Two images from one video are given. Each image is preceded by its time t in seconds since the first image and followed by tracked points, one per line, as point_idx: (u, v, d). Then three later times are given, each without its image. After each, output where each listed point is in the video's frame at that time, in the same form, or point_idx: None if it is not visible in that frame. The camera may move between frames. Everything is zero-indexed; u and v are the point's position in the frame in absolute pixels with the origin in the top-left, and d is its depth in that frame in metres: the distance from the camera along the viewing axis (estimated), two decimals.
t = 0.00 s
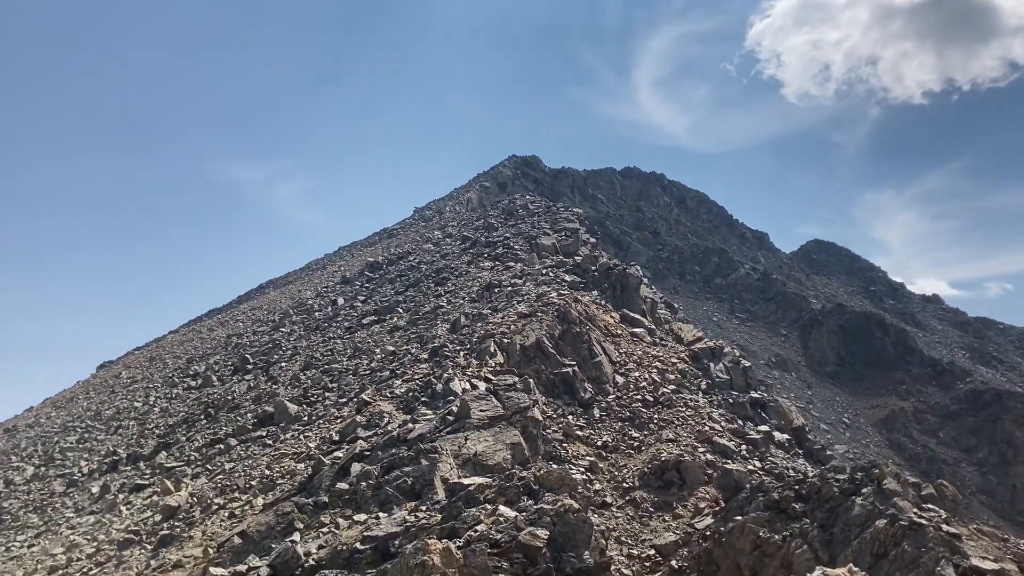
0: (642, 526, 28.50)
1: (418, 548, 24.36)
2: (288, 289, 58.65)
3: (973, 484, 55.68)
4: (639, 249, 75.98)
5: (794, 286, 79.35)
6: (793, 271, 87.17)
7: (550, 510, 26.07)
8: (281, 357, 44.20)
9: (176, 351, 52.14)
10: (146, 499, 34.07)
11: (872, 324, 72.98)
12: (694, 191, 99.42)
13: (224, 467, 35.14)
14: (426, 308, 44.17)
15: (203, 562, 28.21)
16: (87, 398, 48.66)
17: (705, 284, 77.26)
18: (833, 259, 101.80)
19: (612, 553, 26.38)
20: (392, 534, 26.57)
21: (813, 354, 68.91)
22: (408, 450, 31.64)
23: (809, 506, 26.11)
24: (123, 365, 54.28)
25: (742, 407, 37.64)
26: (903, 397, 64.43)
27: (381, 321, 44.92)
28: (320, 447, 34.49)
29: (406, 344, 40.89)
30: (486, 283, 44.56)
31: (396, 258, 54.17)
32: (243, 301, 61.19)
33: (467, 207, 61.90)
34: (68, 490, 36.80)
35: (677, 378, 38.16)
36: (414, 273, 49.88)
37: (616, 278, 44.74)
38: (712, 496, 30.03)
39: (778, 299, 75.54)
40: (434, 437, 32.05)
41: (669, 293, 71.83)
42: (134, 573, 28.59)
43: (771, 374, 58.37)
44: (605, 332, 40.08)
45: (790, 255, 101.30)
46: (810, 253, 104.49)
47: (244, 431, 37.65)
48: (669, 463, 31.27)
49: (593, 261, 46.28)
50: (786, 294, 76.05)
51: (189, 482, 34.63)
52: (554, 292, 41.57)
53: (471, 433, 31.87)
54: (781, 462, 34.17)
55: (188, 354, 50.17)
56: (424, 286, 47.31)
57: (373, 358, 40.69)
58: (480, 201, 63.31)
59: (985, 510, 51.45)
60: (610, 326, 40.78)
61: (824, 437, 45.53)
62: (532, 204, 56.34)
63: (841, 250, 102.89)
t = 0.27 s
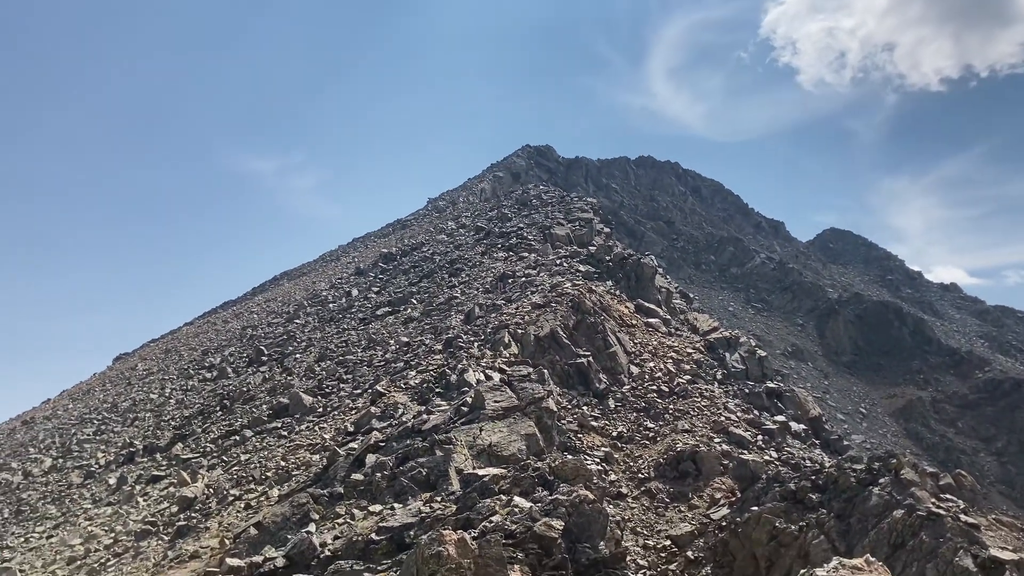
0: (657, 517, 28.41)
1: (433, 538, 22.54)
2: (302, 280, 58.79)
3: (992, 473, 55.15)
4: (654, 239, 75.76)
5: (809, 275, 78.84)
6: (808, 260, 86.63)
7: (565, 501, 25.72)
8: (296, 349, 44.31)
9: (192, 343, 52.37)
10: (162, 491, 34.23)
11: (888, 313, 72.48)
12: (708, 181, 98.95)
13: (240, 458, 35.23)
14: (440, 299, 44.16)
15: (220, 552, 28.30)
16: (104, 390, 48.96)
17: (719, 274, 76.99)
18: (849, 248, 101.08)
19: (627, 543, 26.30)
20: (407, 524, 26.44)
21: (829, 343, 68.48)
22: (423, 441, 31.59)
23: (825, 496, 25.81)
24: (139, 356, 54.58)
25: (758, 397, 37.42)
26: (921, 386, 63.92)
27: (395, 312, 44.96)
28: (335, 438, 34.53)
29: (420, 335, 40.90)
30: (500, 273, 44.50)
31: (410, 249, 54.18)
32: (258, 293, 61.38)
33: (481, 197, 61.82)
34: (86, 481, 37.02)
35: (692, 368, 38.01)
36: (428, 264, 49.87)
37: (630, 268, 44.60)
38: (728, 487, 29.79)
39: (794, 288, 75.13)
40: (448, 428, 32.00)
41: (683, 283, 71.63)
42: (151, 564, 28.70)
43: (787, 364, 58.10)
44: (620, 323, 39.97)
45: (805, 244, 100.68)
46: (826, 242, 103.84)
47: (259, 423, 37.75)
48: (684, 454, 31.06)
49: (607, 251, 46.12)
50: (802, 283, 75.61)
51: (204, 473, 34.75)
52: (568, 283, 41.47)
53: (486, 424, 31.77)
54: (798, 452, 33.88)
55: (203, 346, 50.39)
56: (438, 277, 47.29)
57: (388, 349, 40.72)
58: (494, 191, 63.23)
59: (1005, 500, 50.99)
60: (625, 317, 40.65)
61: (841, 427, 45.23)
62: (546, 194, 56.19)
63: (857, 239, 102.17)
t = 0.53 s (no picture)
0: (674, 508, 28.45)
1: (450, 528, 22.27)
2: (319, 273, 59.17)
3: (1013, 464, 54.73)
4: (670, 230, 75.77)
5: (826, 266, 78.46)
6: (825, 251, 86.22)
7: (582, 492, 25.73)
8: (314, 341, 44.63)
9: (210, 336, 52.80)
10: (182, 482, 34.59)
11: (906, 304, 72.08)
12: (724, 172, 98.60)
13: (259, 449, 35.54)
14: (457, 291, 44.34)
15: (240, 543, 28.59)
16: (124, 382, 49.49)
17: (735, 266, 76.92)
18: (866, 239, 100.42)
19: (644, 535, 26.37)
20: (425, 515, 26.60)
21: (846, 334, 68.19)
22: (439, 432, 31.72)
23: (842, 488, 25.73)
24: (159, 349, 55.11)
25: (775, 388, 37.40)
26: (939, 377, 63.52)
27: (411, 304, 45.17)
28: (352, 430, 34.77)
29: (436, 327, 41.10)
30: (515, 265, 44.61)
31: (426, 241, 54.37)
32: (275, 286, 61.77)
33: (497, 189, 61.92)
34: (107, 473, 37.47)
35: (708, 359, 38.01)
36: (444, 256, 50.06)
37: (646, 260, 44.60)
38: (745, 478, 29.56)
39: (811, 279, 74.88)
40: (465, 419, 32.14)
41: (700, 274, 71.60)
42: (172, 554, 29.04)
43: (803, 355, 58.00)
44: (635, 315, 40.02)
45: (822, 235, 100.18)
46: (843, 233, 103.26)
47: (278, 415, 38.07)
48: (701, 445, 30.97)
49: (623, 243, 46.13)
50: (819, 274, 75.31)
51: (224, 465, 35.09)
52: (584, 274, 41.52)
53: (502, 416, 31.86)
54: (815, 443, 33.63)
55: (221, 338, 50.83)
56: (454, 269, 47.48)
57: (404, 341, 40.96)
58: (509, 183, 63.34)
59: None
60: (640, 309, 40.69)
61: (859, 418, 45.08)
62: (562, 185, 56.22)
63: (874, 230, 101.53)
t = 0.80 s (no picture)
0: (692, 501, 28.39)
1: (468, 519, 20.76)
2: (337, 266, 59.46)
3: None
4: (688, 222, 75.79)
5: (844, 257, 77.97)
6: (844, 243, 85.69)
7: (600, 485, 25.78)
8: (331, 334, 44.88)
9: (229, 329, 53.20)
10: (202, 474, 34.91)
11: (926, 296, 71.58)
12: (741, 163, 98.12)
13: (278, 442, 35.79)
14: (474, 284, 44.46)
15: (260, 534, 28.82)
16: (144, 375, 49.97)
17: (753, 258, 76.79)
18: (885, 231, 99.69)
19: (662, 527, 26.32)
20: (443, 508, 26.70)
21: (865, 326, 67.78)
22: (457, 425, 31.85)
23: (861, 481, 25.57)
24: (178, 342, 55.58)
25: (793, 381, 37.28)
26: (959, 369, 63.00)
27: (427, 298, 45.34)
28: (370, 423, 34.94)
29: (453, 320, 41.23)
30: (532, 258, 44.65)
31: (443, 234, 54.50)
32: (293, 279, 62.13)
33: (514, 182, 61.94)
34: (128, 465, 37.84)
35: (726, 352, 37.93)
36: (460, 249, 50.19)
37: (664, 252, 44.52)
38: (764, 471, 29.52)
39: (829, 271, 74.52)
40: (483, 412, 32.23)
41: (718, 266, 71.53)
42: (193, 545, 29.31)
43: (821, 348, 57.81)
44: (652, 307, 39.97)
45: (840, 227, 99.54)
46: (861, 224, 102.55)
47: (296, 407, 38.34)
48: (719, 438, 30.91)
49: (640, 235, 46.07)
50: (837, 266, 74.93)
51: (243, 457, 35.36)
52: (600, 267, 41.50)
53: (519, 409, 31.90)
54: (834, 436, 33.56)
55: (240, 332, 51.21)
56: (470, 262, 47.60)
57: (421, 335, 41.10)
58: (525, 176, 63.35)
59: None
60: (657, 301, 40.65)
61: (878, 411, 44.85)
62: (578, 178, 56.18)
63: (892, 221, 100.78)
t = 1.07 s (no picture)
0: (710, 495, 28.22)
1: (485, 512, 20.55)
2: (354, 260, 59.58)
3: None
4: (707, 216, 75.81)
5: (863, 250, 77.33)
6: (863, 236, 85.02)
7: (617, 479, 25.76)
8: (348, 328, 44.98)
9: (246, 323, 53.41)
10: (221, 467, 35.07)
11: (947, 289, 70.96)
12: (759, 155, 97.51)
13: (296, 435, 35.89)
14: (490, 277, 44.44)
15: (278, 527, 28.92)
16: (163, 369, 50.28)
17: (773, 250, 76.69)
18: (904, 224, 98.79)
19: (680, 521, 26.17)
20: (461, 501, 26.69)
21: (884, 320, 67.23)
22: (474, 418, 31.85)
23: (881, 475, 25.30)
24: (196, 336, 55.90)
25: (812, 374, 37.02)
26: (980, 363, 62.34)
27: (444, 291, 45.35)
28: (387, 416, 34.98)
29: (469, 314, 41.23)
30: (548, 252, 44.58)
31: (459, 228, 54.47)
32: (310, 273, 62.28)
33: (531, 175, 61.80)
34: (147, 458, 38.07)
35: (744, 346, 37.71)
36: (476, 243, 50.16)
37: (681, 245, 44.30)
38: (782, 465, 29.33)
39: (849, 263, 74.08)
40: (500, 406, 32.20)
41: (737, 258, 71.48)
42: (211, 538, 29.45)
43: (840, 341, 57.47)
44: (669, 301, 39.81)
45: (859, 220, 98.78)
46: (881, 218, 101.71)
47: (313, 401, 38.45)
48: (737, 432, 30.71)
49: (657, 229, 45.87)
50: (856, 258, 74.43)
51: (261, 450, 35.49)
52: (617, 261, 41.36)
53: (537, 402, 31.83)
54: (853, 430, 33.30)
55: (258, 326, 51.42)
56: (487, 256, 47.58)
57: (438, 328, 41.12)
58: (542, 169, 63.18)
59: None
60: (675, 295, 40.46)
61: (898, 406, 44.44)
62: (595, 171, 55.98)
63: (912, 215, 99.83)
